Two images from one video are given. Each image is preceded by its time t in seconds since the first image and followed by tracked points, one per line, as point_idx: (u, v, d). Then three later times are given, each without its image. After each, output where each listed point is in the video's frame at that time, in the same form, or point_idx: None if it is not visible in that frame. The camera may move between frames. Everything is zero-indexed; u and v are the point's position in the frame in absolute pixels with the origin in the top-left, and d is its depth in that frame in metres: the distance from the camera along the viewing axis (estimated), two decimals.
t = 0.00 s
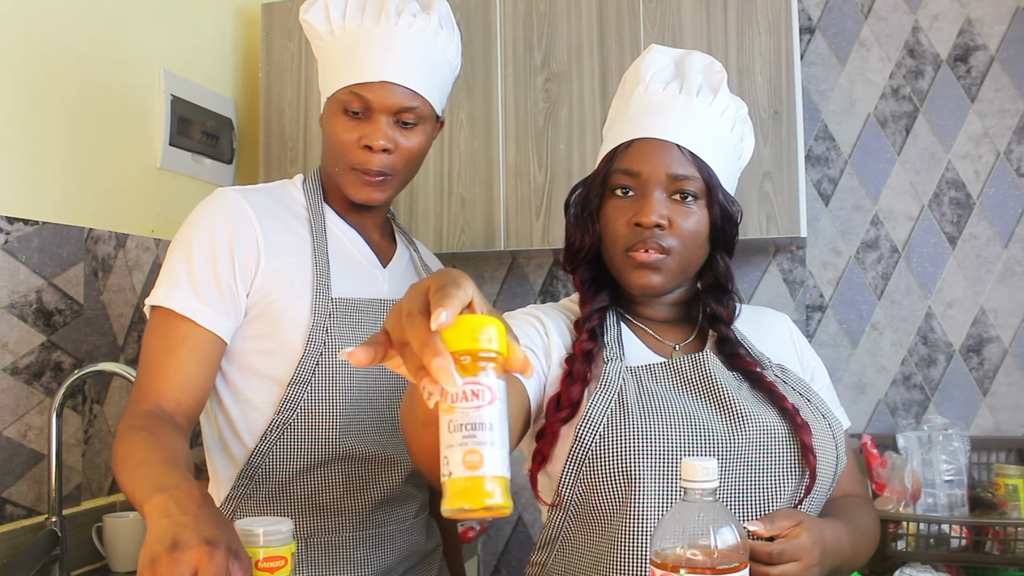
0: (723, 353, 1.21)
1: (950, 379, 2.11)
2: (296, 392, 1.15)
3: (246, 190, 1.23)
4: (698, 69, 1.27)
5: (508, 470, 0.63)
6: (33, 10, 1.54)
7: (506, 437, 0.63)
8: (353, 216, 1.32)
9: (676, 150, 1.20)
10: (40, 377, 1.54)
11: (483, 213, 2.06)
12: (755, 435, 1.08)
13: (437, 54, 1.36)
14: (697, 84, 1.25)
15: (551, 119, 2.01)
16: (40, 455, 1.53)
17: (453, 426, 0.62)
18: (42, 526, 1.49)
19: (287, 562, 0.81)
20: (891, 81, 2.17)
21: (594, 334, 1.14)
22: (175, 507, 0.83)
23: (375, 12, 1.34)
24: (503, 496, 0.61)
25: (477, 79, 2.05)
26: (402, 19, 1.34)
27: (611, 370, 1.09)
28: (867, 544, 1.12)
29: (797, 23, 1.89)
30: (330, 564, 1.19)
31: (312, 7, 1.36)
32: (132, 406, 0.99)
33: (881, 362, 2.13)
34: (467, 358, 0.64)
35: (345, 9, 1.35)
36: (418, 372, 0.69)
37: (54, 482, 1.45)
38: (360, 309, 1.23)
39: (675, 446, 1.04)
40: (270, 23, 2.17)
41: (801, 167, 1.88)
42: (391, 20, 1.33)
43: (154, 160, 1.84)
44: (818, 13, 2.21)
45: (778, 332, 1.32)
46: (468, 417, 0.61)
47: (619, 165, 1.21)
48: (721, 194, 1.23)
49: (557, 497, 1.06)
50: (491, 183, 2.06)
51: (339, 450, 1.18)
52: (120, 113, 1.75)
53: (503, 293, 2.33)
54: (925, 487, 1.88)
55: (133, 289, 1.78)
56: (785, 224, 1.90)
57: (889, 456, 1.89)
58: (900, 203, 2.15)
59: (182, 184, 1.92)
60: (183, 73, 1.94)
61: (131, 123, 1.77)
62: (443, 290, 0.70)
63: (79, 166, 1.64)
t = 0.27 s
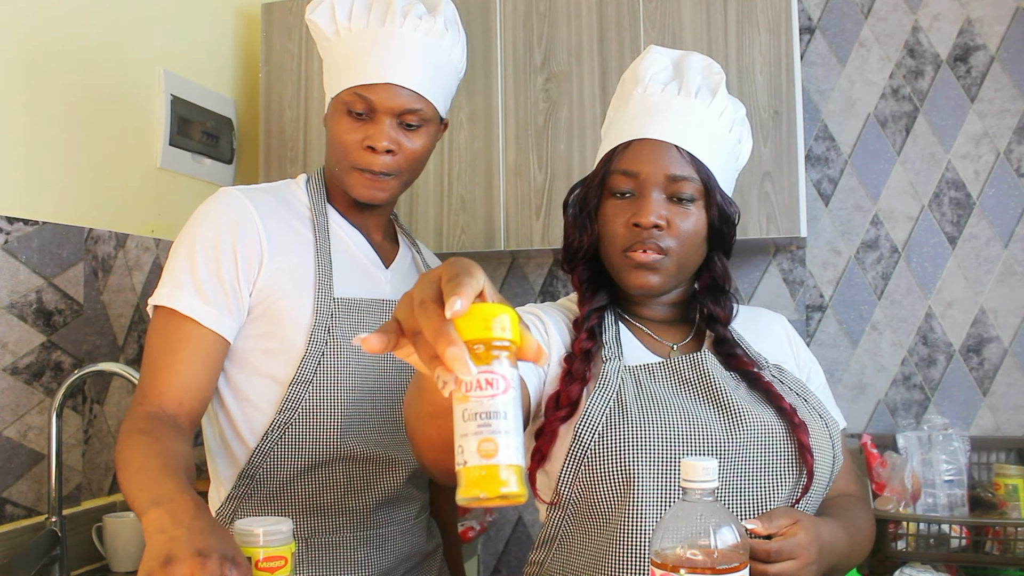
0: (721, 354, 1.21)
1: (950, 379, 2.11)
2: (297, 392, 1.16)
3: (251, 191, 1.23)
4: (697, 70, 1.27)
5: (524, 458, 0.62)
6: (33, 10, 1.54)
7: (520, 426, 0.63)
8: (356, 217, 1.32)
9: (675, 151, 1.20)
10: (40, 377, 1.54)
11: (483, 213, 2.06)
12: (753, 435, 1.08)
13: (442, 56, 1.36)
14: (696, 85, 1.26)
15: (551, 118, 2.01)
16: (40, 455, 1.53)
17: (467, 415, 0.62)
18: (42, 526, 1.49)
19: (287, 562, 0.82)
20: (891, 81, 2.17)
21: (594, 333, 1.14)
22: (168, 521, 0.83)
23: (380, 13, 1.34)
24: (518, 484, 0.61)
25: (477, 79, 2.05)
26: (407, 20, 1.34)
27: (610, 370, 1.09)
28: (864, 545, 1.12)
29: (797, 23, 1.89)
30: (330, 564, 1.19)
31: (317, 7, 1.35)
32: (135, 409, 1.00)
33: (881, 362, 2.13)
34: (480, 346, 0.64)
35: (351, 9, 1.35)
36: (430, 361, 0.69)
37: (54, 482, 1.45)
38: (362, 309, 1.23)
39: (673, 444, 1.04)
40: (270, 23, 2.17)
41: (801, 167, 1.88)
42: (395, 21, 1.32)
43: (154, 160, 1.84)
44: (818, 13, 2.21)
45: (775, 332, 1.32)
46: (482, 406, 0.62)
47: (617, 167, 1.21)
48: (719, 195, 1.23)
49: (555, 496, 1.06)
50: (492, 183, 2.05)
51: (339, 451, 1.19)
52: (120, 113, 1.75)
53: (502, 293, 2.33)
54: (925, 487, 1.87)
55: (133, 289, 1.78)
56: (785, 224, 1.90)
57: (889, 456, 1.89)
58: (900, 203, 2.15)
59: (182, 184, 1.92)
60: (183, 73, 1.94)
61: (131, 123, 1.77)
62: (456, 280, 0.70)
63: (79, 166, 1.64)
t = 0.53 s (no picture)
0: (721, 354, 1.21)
1: (950, 379, 2.11)
2: (299, 391, 1.16)
3: (252, 191, 1.23)
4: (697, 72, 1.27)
5: (550, 439, 0.63)
6: (33, 10, 1.54)
7: (546, 408, 0.63)
8: (356, 216, 1.32)
9: (675, 152, 1.20)
10: (40, 376, 1.54)
11: (484, 213, 2.06)
12: (754, 433, 1.08)
13: (443, 56, 1.36)
14: (695, 86, 1.26)
15: (551, 119, 2.01)
16: (40, 455, 1.53)
17: (492, 397, 0.63)
18: (42, 526, 1.49)
19: (287, 562, 0.83)
20: (891, 81, 2.17)
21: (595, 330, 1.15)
22: (162, 532, 0.82)
23: (381, 13, 1.34)
24: (545, 464, 0.61)
25: (477, 79, 2.05)
26: (408, 20, 1.34)
27: (611, 367, 1.10)
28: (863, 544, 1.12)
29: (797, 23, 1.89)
30: (331, 563, 1.19)
31: (317, 7, 1.35)
32: (134, 411, 1.00)
33: (881, 362, 2.13)
34: (504, 328, 0.64)
35: (351, 9, 1.35)
36: (453, 342, 0.70)
37: (54, 482, 1.45)
38: (362, 308, 1.23)
39: (674, 442, 1.04)
40: (270, 23, 2.17)
41: (801, 167, 1.88)
42: (396, 21, 1.33)
43: (153, 160, 1.84)
44: (818, 13, 2.21)
45: (773, 332, 1.32)
46: (507, 387, 0.62)
47: (617, 167, 1.21)
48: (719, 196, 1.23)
49: (556, 494, 1.06)
50: (492, 183, 2.05)
51: (339, 450, 1.18)
52: (120, 114, 1.75)
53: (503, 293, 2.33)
54: (925, 487, 1.87)
55: (133, 289, 1.78)
56: (785, 224, 1.90)
57: (889, 456, 1.89)
58: (900, 203, 2.15)
59: (182, 184, 1.92)
60: (183, 73, 1.94)
61: (131, 123, 1.77)
62: (479, 262, 0.70)
63: (79, 166, 1.64)
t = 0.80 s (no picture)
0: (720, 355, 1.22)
1: (950, 379, 2.11)
2: (299, 392, 1.15)
3: (252, 190, 1.23)
4: (698, 74, 1.28)
5: (570, 378, 0.63)
6: (33, 9, 1.54)
7: (566, 347, 0.63)
8: (357, 215, 1.33)
9: (675, 154, 1.20)
10: (40, 377, 1.54)
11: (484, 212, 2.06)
12: (754, 432, 1.08)
13: (442, 56, 1.36)
14: (696, 88, 1.26)
15: (551, 118, 2.01)
16: (40, 455, 1.53)
17: (514, 334, 0.63)
18: (42, 526, 1.49)
19: (287, 562, 0.82)
20: (891, 81, 2.17)
21: (597, 327, 1.15)
22: (151, 555, 0.86)
23: (379, 14, 1.35)
24: (563, 404, 0.62)
25: (477, 79, 2.05)
26: (407, 20, 1.34)
27: (613, 366, 1.10)
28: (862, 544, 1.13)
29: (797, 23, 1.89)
30: (331, 563, 1.19)
31: (316, 8, 1.35)
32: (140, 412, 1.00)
33: (881, 362, 2.13)
34: (528, 267, 0.64)
35: (349, 9, 1.36)
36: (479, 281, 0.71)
37: (54, 482, 1.45)
38: (363, 307, 1.23)
39: (675, 440, 1.04)
40: (270, 23, 2.17)
41: (801, 167, 1.88)
42: (395, 21, 1.33)
43: (154, 160, 1.84)
44: (818, 13, 2.21)
45: (772, 332, 1.32)
46: (529, 325, 0.62)
47: (618, 168, 1.21)
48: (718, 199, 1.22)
49: (557, 491, 1.06)
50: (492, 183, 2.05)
51: (341, 451, 1.18)
52: (120, 113, 1.75)
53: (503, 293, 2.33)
54: (925, 487, 1.87)
55: (133, 289, 1.78)
56: (785, 224, 1.90)
57: (889, 456, 1.89)
58: (900, 203, 2.15)
59: (182, 184, 1.92)
60: (183, 73, 1.94)
61: (131, 123, 1.77)
62: (508, 205, 0.70)
63: (79, 166, 1.64)
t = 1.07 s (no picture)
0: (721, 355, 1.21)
1: (950, 379, 2.11)
2: (299, 392, 1.15)
3: (251, 190, 1.23)
4: (697, 74, 1.28)
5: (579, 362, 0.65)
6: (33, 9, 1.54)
7: (576, 330, 0.65)
8: (357, 215, 1.33)
9: (675, 155, 1.20)
10: (40, 376, 1.54)
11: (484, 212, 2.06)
12: (756, 432, 1.08)
13: (440, 56, 1.36)
14: (695, 89, 1.26)
15: (551, 118, 2.01)
16: (40, 455, 1.53)
17: (525, 318, 0.65)
18: (42, 526, 1.49)
19: (287, 562, 0.82)
20: (891, 81, 2.17)
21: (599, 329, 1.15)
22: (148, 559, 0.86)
23: (378, 13, 1.35)
24: (574, 386, 0.63)
25: (477, 79, 2.05)
26: (406, 20, 1.34)
27: (615, 365, 1.10)
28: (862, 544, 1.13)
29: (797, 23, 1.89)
30: (332, 563, 1.19)
31: (314, 7, 1.35)
32: (136, 417, 1.00)
33: (881, 362, 2.13)
34: (538, 251, 0.66)
35: (348, 9, 1.36)
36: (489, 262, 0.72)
37: (54, 482, 1.45)
38: (362, 307, 1.23)
39: (677, 440, 1.04)
40: (270, 23, 2.17)
41: (801, 167, 1.88)
42: (394, 22, 1.33)
43: (154, 160, 1.84)
44: (818, 13, 2.21)
45: (770, 333, 1.32)
46: (539, 309, 0.64)
47: (618, 168, 1.20)
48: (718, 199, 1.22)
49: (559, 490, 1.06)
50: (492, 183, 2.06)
51: (341, 450, 1.18)
52: (120, 113, 1.75)
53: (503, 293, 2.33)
54: (925, 487, 1.87)
55: (133, 289, 1.78)
56: (785, 224, 1.90)
57: (889, 456, 1.89)
58: (900, 203, 2.15)
59: (181, 184, 1.92)
60: (183, 73, 1.94)
61: (131, 124, 1.77)
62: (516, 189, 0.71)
63: (79, 166, 1.64)
